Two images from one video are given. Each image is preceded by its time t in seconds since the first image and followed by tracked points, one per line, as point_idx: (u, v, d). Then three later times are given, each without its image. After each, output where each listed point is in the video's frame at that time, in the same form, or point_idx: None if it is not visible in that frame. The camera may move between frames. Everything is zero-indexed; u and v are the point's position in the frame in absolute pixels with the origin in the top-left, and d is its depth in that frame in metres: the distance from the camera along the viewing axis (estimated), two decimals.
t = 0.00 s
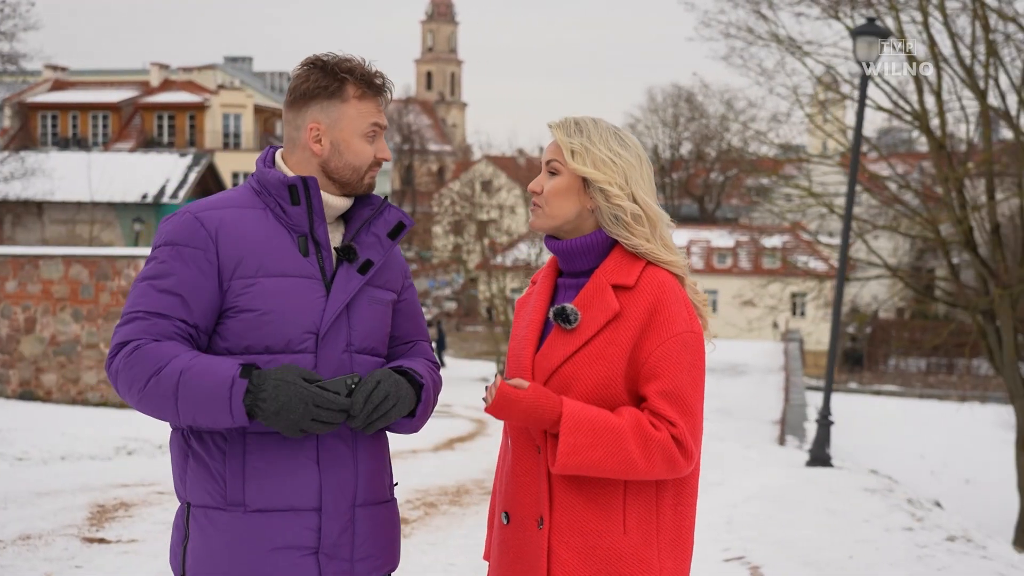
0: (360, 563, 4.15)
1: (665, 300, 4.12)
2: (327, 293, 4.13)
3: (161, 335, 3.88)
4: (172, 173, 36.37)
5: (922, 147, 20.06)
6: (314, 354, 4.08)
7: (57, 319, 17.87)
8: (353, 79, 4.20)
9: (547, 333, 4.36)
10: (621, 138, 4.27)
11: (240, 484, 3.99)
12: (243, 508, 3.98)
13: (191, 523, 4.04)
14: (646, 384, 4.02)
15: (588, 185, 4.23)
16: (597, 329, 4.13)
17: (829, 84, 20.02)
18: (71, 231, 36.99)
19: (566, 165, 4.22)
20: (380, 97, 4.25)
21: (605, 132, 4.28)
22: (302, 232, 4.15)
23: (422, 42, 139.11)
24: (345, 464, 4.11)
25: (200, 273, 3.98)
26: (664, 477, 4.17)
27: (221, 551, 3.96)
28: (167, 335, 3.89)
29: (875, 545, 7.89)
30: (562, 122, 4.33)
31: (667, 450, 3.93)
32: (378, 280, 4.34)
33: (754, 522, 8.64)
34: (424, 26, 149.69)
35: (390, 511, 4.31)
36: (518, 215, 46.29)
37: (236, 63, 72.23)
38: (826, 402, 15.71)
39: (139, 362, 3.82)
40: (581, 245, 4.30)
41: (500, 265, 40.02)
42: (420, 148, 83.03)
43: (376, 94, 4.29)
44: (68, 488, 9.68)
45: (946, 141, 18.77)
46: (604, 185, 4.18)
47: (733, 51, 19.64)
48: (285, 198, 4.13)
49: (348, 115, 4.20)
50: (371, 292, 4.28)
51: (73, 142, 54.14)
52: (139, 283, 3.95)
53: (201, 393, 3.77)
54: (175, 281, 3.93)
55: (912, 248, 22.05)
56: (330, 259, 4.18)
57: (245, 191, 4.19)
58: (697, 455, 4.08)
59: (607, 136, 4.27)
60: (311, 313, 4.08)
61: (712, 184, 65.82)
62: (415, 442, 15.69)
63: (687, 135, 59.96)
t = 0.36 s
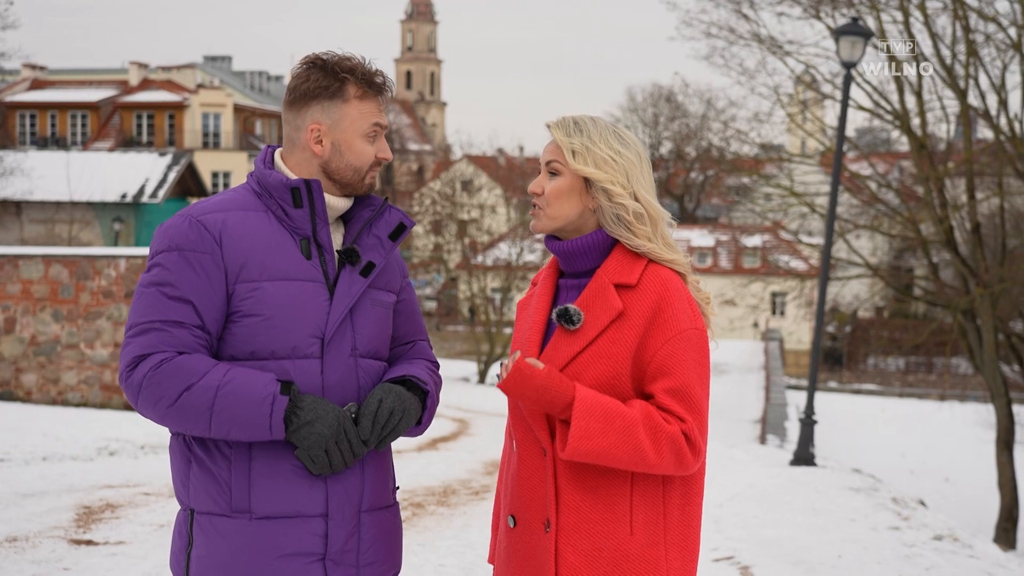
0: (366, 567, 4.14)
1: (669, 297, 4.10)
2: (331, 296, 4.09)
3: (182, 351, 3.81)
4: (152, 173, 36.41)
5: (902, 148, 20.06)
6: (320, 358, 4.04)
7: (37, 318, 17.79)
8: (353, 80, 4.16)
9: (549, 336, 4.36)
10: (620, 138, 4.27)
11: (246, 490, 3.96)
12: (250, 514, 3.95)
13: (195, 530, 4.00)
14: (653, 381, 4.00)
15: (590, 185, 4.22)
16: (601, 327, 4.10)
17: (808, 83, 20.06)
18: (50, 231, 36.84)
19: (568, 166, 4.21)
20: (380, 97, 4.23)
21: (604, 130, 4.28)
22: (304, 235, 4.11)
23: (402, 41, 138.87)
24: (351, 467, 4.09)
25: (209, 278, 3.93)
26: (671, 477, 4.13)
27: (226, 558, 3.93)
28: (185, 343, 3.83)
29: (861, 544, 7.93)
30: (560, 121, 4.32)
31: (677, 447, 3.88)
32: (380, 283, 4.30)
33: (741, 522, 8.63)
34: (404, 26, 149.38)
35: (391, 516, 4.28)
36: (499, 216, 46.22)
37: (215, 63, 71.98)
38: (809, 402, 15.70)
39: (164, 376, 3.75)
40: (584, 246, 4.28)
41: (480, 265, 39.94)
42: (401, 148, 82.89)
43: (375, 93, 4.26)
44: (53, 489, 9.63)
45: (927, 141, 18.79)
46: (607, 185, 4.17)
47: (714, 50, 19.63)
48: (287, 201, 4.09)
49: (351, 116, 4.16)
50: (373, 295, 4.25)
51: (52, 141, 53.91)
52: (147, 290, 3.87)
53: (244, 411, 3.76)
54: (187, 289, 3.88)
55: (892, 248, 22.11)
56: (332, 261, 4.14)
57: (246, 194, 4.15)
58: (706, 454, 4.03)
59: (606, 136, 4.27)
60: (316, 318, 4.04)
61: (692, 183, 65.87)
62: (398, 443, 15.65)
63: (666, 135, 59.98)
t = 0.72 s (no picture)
0: None
1: (676, 300, 4.05)
2: (337, 302, 3.90)
3: (195, 393, 3.59)
4: (132, 174, 36.55)
5: (883, 149, 20.09)
6: (325, 366, 3.84)
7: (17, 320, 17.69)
8: (356, 83, 3.99)
9: (552, 341, 4.27)
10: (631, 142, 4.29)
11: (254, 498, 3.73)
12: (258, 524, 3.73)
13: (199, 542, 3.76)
14: (661, 387, 3.94)
15: (619, 189, 4.22)
16: (607, 332, 4.04)
17: (789, 83, 20.08)
18: (29, 231, 36.48)
19: (599, 169, 4.18)
20: (382, 101, 4.06)
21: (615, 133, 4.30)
22: (308, 239, 3.90)
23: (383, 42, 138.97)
24: (358, 475, 3.89)
25: (219, 286, 3.73)
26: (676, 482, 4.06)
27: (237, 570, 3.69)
28: (210, 359, 3.65)
29: (851, 545, 7.97)
30: (572, 123, 4.25)
31: (689, 453, 3.84)
32: (383, 286, 4.11)
33: (726, 522, 8.60)
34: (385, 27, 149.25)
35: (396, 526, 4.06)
36: (479, 217, 46.23)
37: (195, 64, 71.88)
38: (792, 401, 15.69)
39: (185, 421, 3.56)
40: (593, 251, 4.23)
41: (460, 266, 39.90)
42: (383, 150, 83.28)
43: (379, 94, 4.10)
44: (38, 493, 9.59)
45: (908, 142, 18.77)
46: (642, 191, 4.19)
47: (696, 51, 19.64)
48: (291, 206, 3.89)
49: (351, 119, 3.99)
50: (378, 299, 4.05)
51: (31, 141, 53.72)
52: (161, 305, 3.68)
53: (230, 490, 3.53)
54: (197, 300, 3.69)
55: (872, 248, 22.13)
56: (336, 265, 3.95)
57: (247, 199, 3.94)
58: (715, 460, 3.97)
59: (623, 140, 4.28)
60: (322, 324, 3.84)
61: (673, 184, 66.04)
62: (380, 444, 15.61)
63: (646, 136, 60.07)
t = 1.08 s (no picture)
0: None
1: (679, 302, 4.00)
2: (344, 310, 3.85)
3: (148, 412, 3.55)
4: (110, 173, 36.50)
5: (862, 149, 20.13)
6: (332, 374, 3.79)
7: None
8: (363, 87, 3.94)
9: (549, 347, 4.19)
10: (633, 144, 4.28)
11: (259, 506, 3.69)
12: (262, 533, 3.69)
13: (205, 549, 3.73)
14: (667, 392, 3.88)
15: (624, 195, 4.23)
16: (610, 337, 3.98)
17: (769, 83, 20.11)
18: (5, 232, 35.28)
19: (612, 172, 4.16)
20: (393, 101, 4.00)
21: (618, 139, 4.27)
22: (315, 245, 3.84)
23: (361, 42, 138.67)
24: (362, 484, 3.83)
25: (218, 294, 3.68)
26: (677, 485, 3.99)
27: None
28: (186, 374, 3.59)
29: (837, 547, 7.99)
30: (578, 127, 4.20)
31: (701, 454, 3.77)
32: (391, 294, 4.07)
33: (713, 522, 8.61)
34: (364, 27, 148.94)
35: (400, 534, 4.01)
36: (459, 217, 46.18)
37: (173, 63, 71.65)
38: (775, 401, 15.69)
39: (137, 438, 3.52)
40: (591, 257, 4.17)
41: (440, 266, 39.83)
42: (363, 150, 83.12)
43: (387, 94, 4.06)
44: (21, 495, 9.56)
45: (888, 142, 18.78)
46: (646, 198, 4.21)
47: (677, 51, 19.63)
48: (298, 211, 3.81)
49: (358, 124, 3.92)
50: (385, 307, 4.02)
51: (8, 141, 53.46)
52: (150, 309, 3.63)
53: (135, 522, 3.47)
54: (185, 307, 3.62)
55: (851, 248, 22.18)
56: (344, 272, 3.89)
57: (254, 201, 3.87)
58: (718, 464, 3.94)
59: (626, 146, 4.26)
60: (328, 332, 3.79)
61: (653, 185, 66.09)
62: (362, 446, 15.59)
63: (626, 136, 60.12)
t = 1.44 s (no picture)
0: None
1: (672, 305, 3.97)
2: (342, 314, 3.78)
3: (158, 417, 3.50)
4: (89, 173, 36.41)
5: (841, 150, 20.15)
6: (329, 380, 3.73)
7: None
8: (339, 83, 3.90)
9: (541, 355, 4.11)
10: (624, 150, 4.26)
11: (252, 514, 3.62)
12: (256, 540, 3.62)
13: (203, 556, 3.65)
14: (661, 398, 3.84)
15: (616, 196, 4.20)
16: (603, 342, 3.93)
17: (750, 83, 20.11)
18: None
19: (600, 176, 4.14)
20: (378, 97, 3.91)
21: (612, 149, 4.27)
22: (313, 250, 3.78)
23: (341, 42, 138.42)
24: (359, 490, 3.77)
25: (215, 298, 3.62)
26: (675, 493, 3.96)
27: None
28: (191, 378, 3.55)
29: (823, 548, 8.01)
30: (568, 130, 4.15)
31: (702, 459, 3.74)
32: (391, 300, 4.01)
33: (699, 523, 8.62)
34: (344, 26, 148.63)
35: (399, 541, 3.97)
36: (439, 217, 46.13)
37: (152, 63, 71.39)
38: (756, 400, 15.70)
39: (146, 443, 3.48)
40: (583, 259, 4.14)
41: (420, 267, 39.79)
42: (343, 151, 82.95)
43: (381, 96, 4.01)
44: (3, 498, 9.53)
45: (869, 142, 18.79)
46: (636, 196, 4.19)
47: (658, 51, 19.63)
48: (296, 215, 3.76)
49: (317, 109, 3.92)
50: (384, 313, 3.95)
51: None
52: (148, 314, 3.58)
53: (150, 529, 3.42)
54: (184, 312, 3.57)
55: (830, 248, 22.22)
56: (343, 277, 3.83)
57: (252, 204, 3.81)
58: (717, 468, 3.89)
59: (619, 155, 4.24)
60: (326, 336, 3.73)
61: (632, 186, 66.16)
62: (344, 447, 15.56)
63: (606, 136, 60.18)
